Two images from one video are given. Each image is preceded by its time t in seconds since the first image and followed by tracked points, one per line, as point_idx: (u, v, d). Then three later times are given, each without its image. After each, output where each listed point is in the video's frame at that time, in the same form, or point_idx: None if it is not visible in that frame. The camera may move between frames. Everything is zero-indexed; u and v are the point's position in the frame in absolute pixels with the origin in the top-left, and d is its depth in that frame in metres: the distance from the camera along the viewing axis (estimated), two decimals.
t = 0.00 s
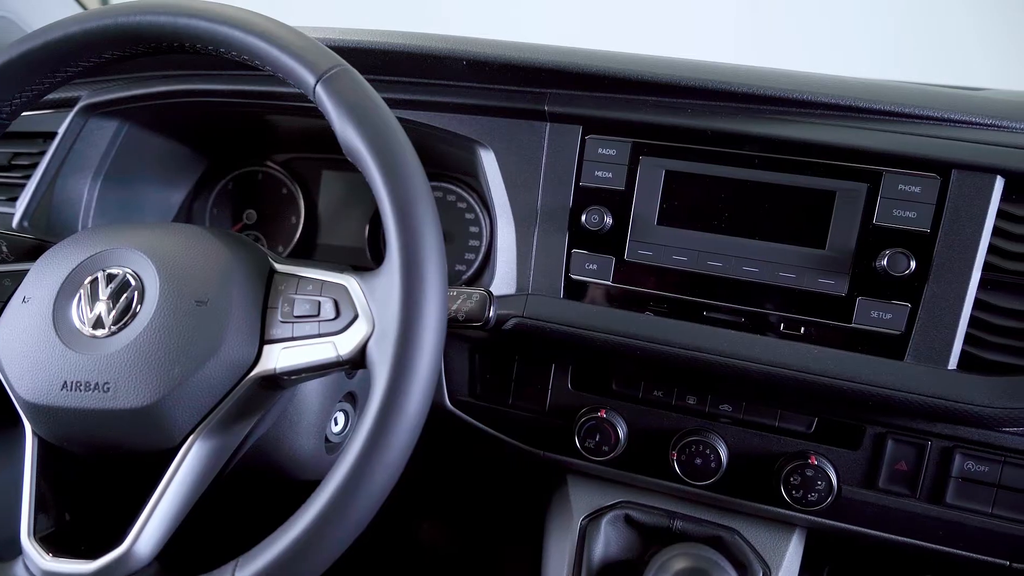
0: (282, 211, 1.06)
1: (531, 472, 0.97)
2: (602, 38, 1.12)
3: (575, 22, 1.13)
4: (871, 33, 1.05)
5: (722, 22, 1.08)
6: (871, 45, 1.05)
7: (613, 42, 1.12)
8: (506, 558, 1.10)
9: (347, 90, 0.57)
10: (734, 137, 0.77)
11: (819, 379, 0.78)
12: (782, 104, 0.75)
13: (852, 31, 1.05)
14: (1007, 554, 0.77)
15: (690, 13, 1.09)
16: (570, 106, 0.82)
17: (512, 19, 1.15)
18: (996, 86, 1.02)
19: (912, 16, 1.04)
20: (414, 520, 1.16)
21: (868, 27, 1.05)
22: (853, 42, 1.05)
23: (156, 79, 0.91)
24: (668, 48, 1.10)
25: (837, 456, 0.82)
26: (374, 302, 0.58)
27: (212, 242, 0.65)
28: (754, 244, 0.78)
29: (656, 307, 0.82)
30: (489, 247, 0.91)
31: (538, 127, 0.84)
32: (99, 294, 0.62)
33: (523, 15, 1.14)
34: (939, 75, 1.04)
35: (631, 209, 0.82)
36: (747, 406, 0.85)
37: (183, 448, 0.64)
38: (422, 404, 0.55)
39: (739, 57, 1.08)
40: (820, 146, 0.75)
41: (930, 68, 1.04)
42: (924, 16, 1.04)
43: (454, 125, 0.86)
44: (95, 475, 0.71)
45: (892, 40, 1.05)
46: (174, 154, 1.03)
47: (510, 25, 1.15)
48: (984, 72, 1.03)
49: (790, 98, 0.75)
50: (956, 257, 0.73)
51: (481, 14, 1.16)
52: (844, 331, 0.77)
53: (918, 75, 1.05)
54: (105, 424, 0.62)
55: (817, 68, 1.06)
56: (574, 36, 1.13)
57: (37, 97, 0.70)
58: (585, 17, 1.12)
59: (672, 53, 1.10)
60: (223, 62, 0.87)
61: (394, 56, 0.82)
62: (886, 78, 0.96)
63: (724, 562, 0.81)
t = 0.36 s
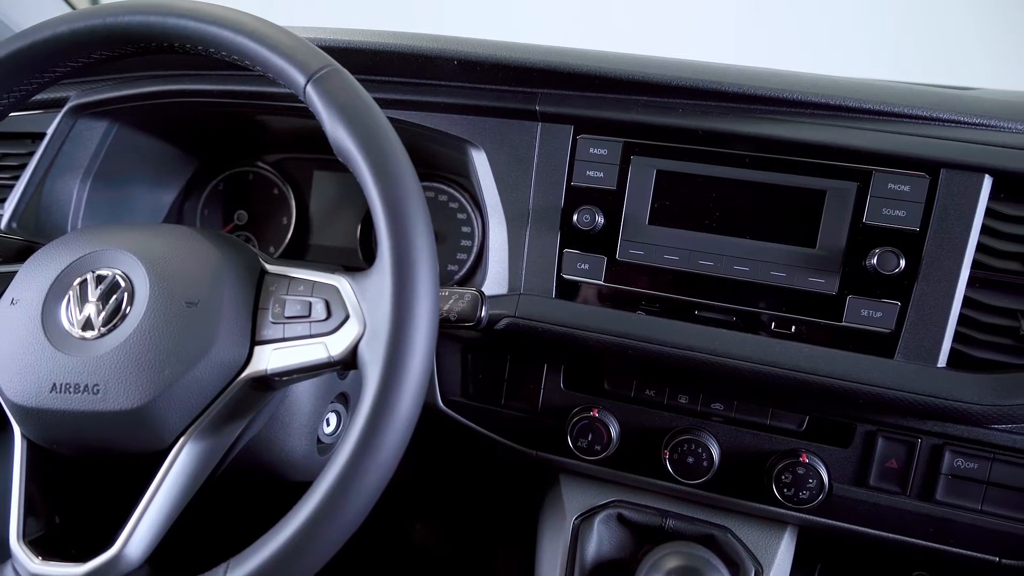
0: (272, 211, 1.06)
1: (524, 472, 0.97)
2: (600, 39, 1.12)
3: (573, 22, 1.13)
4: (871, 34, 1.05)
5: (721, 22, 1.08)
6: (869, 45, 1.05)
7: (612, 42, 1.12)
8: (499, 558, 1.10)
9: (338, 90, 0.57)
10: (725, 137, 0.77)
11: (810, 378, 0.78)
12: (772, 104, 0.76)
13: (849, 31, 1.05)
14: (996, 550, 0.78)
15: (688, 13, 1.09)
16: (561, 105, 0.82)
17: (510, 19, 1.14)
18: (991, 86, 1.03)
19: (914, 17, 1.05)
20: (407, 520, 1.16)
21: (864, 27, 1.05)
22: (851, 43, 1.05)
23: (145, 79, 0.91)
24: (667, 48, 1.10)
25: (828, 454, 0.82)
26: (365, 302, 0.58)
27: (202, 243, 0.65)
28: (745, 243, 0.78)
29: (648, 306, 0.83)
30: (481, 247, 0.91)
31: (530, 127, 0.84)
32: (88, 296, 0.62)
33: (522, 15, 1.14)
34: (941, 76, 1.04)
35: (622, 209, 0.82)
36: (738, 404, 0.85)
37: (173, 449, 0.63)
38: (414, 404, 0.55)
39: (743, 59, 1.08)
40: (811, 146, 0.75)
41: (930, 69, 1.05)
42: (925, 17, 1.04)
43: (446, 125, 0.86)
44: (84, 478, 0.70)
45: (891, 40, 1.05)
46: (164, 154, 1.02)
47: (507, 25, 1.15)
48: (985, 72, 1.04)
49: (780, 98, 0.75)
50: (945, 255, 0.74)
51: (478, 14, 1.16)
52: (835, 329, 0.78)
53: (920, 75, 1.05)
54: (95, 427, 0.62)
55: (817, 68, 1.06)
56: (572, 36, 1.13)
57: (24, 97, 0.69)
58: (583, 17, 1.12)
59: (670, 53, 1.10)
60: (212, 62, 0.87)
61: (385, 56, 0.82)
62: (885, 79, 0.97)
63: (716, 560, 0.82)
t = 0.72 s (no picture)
0: (263, 212, 1.06)
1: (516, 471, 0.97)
2: (599, 39, 1.12)
3: (572, 22, 1.13)
4: (871, 33, 1.05)
5: (720, 22, 1.09)
6: (868, 46, 1.06)
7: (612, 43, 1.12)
8: (492, 558, 1.10)
9: (327, 90, 0.57)
10: (715, 136, 0.78)
11: (800, 376, 0.78)
12: (761, 103, 0.76)
13: (848, 32, 1.06)
14: (984, 546, 0.79)
15: (687, 12, 1.09)
16: (552, 105, 0.82)
17: (510, 19, 1.14)
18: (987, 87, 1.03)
19: (914, 17, 1.05)
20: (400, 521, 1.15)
21: (864, 27, 1.05)
22: (851, 44, 1.06)
23: (133, 79, 0.90)
24: (667, 48, 1.10)
25: (818, 452, 0.83)
26: (356, 303, 0.58)
27: (192, 245, 0.64)
28: (736, 242, 0.79)
29: (639, 306, 0.83)
30: (473, 247, 0.91)
31: (521, 127, 0.84)
32: (77, 297, 0.61)
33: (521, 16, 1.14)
34: (942, 77, 1.05)
35: (614, 208, 0.82)
36: (729, 403, 0.85)
37: (163, 452, 0.63)
38: (405, 404, 0.55)
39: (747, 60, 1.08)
40: (800, 145, 0.76)
41: (931, 69, 1.05)
42: (926, 18, 1.05)
43: (436, 125, 0.86)
44: (73, 480, 0.70)
45: (891, 40, 1.06)
46: (153, 154, 1.02)
47: (506, 26, 1.15)
48: (986, 71, 1.04)
49: (769, 98, 0.75)
50: (933, 254, 0.74)
51: (477, 14, 1.16)
52: (825, 328, 0.78)
53: (921, 75, 1.06)
54: (84, 429, 0.62)
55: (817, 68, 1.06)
56: (571, 37, 1.13)
57: (11, 98, 0.69)
58: (582, 17, 1.12)
59: (670, 53, 1.10)
60: (201, 62, 0.86)
61: (375, 56, 0.82)
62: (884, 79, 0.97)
63: (708, 558, 0.82)
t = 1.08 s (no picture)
0: (252, 212, 1.05)
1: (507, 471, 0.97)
2: (598, 40, 1.12)
3: (571, 22, 1.12)
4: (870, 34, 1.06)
5: (719, 22, 1.09)
6: (869, 46, 1.06)
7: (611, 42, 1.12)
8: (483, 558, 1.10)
9: (315, 90, 0.57)
10: (703, 136, 0.78)
11: (789, 374, 0.78)
12: (749, 103, 0.76)
13: (847, 32, 1.06)
14: (970, 541, 0.79)
15: (687, 12, 1.09)
16: (541, 105, 0.82)
17: (509, 19, 1.14)
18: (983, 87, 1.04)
19: (916, 18, 1.06)
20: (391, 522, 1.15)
21: (864, 28, 1.06)
22: (851, 44, 1.06)
23: (120, 80, 0.90)
24: (666, 48, 1.10)
25: (807, 449, 0.83)
26: (345, 304, 0.58)
27: (179, 245, 0.64)
28: (724, 241, 0.79)
29: (628, 305, 0.83)
30: (463, 247, 0.91)
31: (510, 127, 0.84)
32: (63, 299, 0.61)
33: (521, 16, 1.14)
34: (943, 78, 1.06)
35: (603, 208, 0.82)
36: (719, 401, 0.85)
37: (152, 454, 0.63)
38: (395, 404, 0.55)
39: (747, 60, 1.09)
40: (788, 144, 0.76)
41: (932, 69, 1.06)
42: (927, 19, 1.05)
43: (426, 125, 0.86)
44: (60, 484, 0.69)
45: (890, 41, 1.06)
46: (139, 155, 1.01)
47: (504, 26, 1.14)
48: (985, 72, 1.05)
49: (757, 97, 0.76)
50: (919, 252, 0.75)
51: (474, 14, 1.15)
52: (813, 326, 0.79)
53: (923, 76, 1.06)
54: (72, 432, 0.61)
55: (824, 68, 1.07)
56: (571, 36, 1.12)
57: None
58: (581, 17, 1.12)
59: (671, 53, 1.10)
60: (189, 62, 0.86)
61: (363, 56, 0.82)
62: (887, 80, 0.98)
63: (698, 557, 0.82)
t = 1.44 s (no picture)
0: (239, 213, 1.04)
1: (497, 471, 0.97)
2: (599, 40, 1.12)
3: (574, 21, 1.12)
4: (873, 34, 1.06)
5: (717, 22, 1.09)
6: (868, 47, 1.07)
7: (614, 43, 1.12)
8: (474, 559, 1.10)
9: (302, 90, 0.56)
10: (690, 135, 0.78)
11: (777, 372, 0.79)
12: (736, 102, 0.77)
13: (850, 33, 1.07)
14: (956, 536, 0.80)
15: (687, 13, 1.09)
16: (529, 105, 0.82)
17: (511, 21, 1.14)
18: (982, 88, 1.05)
19: (918, 17, 1.06)
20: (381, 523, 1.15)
21: (864, 29, 1.06)
22: (852, 45, 1.07)
23: (105, 80, 0.89)
24: (665, 48, 1.10)
25: (795, 447, 0.84)
26: (332, 305, 0.57)
27: (165, 247, 0.64)
28: (712, 240, 0.79)
29: (617, 304, 0.83)
30: (452, 247, 0.91)
31: (498, 126, 0.84)
32: (47, 302, 0.61)
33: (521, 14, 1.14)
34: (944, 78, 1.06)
35: (591, 208, 0.82)
36: (708, 400, 0.86)
37: (138, 458, 0.62)
38: (384, 405, 0.55)
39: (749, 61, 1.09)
40: (774, 143, 0.76)
41: (932, 69, 1.07)
42: (930, 19, 1.06)
43: (414, 125, 0.86)
44: (43, 487, 0.69)
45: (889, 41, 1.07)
46: (125, 156, 1.00)
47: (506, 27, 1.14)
48: (985, 72, 1.06)
49: (743, 96, 0.76)
50: (905, 250, 0.75)
51: (472, 15, 1.15)
52: (800, 324, 0.79)
53: (923, 75, 1.07)
54: (57, 435, 0.61)
55: (827, 67, 1.07)
56: (573, 37, 1.12)
57: None
58: (579, 16, 1.12)
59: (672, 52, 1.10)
60: (174, 62, 0.85)
61: (350, 56, 0.81)
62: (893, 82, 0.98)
63: (687, 554, 0.83)
